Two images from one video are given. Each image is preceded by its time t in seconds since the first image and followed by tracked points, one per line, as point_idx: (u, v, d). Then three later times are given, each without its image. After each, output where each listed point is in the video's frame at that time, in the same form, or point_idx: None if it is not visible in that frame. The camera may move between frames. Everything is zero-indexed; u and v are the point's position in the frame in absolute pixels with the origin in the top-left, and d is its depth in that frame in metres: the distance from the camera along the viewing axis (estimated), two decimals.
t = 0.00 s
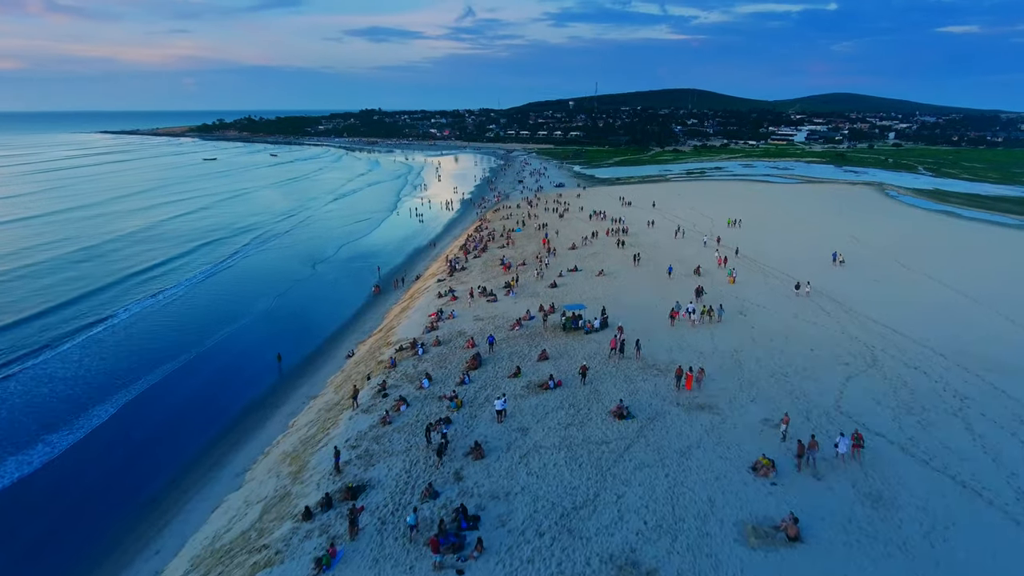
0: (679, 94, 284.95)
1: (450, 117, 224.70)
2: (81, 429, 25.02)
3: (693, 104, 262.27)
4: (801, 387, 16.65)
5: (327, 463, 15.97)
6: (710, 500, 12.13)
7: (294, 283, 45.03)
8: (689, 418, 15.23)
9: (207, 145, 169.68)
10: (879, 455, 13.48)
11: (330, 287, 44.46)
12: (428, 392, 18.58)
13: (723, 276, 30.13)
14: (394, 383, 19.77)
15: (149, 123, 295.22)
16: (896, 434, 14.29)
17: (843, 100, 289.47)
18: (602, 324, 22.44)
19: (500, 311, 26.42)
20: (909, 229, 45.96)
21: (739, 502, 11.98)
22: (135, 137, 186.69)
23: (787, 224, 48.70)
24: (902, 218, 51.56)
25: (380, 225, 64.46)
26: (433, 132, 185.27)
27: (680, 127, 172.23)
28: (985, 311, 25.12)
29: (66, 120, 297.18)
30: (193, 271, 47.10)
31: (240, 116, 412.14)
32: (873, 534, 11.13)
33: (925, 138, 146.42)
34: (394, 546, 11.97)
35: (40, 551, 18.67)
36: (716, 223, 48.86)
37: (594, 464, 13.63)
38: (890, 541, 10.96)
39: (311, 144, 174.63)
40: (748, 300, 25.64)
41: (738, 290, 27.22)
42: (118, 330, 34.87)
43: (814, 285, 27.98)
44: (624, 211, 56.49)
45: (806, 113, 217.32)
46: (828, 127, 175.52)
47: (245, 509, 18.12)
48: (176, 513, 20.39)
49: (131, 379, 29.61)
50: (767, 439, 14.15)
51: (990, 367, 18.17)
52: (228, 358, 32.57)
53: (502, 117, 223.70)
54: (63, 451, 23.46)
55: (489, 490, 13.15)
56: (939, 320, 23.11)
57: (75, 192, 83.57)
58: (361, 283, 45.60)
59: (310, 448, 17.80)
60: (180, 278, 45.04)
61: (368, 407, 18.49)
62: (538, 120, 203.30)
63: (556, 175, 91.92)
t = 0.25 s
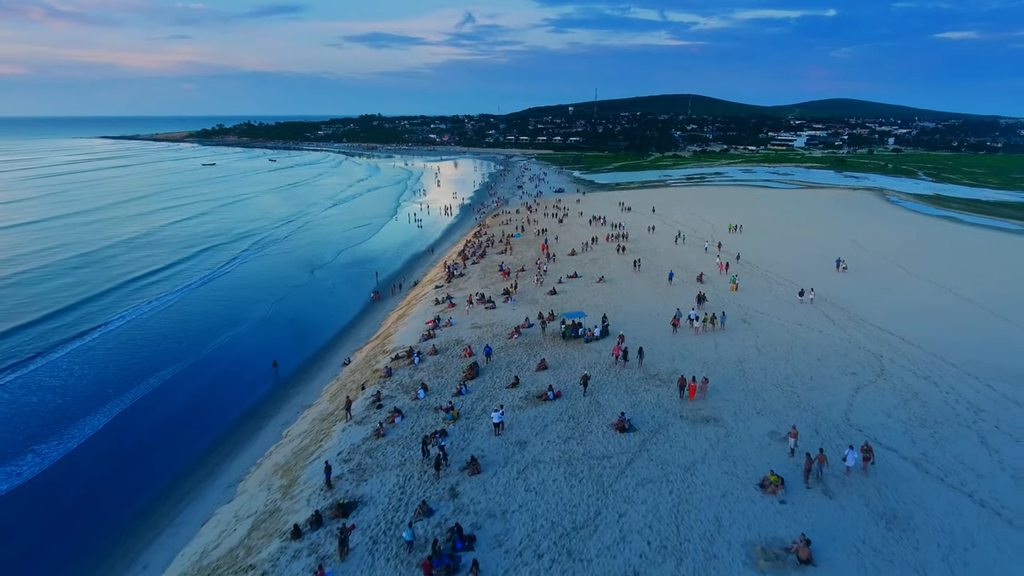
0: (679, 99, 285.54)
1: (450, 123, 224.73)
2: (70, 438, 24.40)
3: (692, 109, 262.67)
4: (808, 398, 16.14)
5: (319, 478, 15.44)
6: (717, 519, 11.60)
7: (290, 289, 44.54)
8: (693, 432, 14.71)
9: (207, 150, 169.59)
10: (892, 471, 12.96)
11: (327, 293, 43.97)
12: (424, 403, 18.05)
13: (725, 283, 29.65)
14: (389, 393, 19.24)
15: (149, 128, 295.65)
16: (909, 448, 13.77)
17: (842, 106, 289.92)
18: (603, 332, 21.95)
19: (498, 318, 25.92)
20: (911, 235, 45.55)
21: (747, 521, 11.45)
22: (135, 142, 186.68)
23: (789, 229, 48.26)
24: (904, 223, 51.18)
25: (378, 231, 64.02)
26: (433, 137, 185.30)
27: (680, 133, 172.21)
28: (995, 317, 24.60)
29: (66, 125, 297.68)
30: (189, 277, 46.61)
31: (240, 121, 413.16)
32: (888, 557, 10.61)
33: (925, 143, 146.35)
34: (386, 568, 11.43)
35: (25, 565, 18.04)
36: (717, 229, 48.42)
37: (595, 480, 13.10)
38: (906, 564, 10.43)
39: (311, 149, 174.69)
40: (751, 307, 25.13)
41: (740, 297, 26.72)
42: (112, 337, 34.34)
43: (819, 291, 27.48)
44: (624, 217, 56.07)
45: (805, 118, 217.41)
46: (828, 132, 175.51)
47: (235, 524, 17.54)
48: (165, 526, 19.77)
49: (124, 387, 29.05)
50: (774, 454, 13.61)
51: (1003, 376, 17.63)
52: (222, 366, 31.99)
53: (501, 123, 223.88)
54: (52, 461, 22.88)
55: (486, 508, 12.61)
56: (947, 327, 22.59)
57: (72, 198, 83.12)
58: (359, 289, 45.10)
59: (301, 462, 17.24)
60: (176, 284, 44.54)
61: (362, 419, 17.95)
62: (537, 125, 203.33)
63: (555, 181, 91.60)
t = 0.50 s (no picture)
0: (678, 104, 285.71)
1: (449, 127, 224.51)
2: (60, 448, 23.79)
3: (692, 114, 262.77)
4: (816, 410, 15.59)
5: (309, 493, 14.89)
6: (724, 539, 11.07)
7: (287, 294, 44.02)
8: (698, 445, 14.16)
9: (206, 155, 169.38)
10: (905, 487, 12.42)
11: (324, 298, 43.45)
12: (419, 414, 17.51)
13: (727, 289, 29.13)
14: (384, 404, 18.69)
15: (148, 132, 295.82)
16: (923, 463, 13.22)
17: (841, 110, 290.12)
18: (603, 340, 21.44)
19: (497, 325, 25.39)
20: (914, 240, 45.10)
21: (756, 542, 10.91)
22: (135, 146, 186.64)
23: (791, 234, 47.78)
24: (906, 228, 50.74)
25: (377, 235, 63.53)
26: (433, 141, 185.37)
27: (679, 137, 172.07)
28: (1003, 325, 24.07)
29: (66, 130, 297.91)
30: (185, 282, 46.10)
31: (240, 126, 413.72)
32: None
33: (925, 148, 146.09)
34: None
35: None
36: (718, 234, 47.94)
37: (596, 496, 12.55)
38: None
39: (311, 154, 174.46)
40: (755, 314, 24.60)
41: (744, 303, 26.20)
42: (106, 344, 33.80)
43: (823, 298, 26.96)
44: (624, 222, 55.59)
45: (804, 123, 217.31)
46: (826, 137, 175.40)
47: (224, 539, 16.95)
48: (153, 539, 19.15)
49: (116, 394, 28.47)
50: (782, 469, 13.08)
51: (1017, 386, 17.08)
52: (217, 373, 31.39)
53: (501, 128, 223.86)
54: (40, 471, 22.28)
55: (482, 525, 12.07)
56: (956, 335, 22.07)
57: (70, 202, 82.66)
58: (357, 294, 44.57)
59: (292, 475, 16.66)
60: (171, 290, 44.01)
61: (355, 430, 17.40)
62: (536, 130, 203.14)
63: (555, 185, 91.22)
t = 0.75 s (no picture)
0: (677, 109, 285.87)
1: (448, 132, 224.27)
2: (50, 458, 23.21)
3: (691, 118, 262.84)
4: (825, 422, 15.06)
5: (300, 508, 14.34)
6: (731, 561, 10.54)
7: (284, 299, 43.48)
8: (703, 459, 13.62)
9: (205, 159, 169.04)
10: (920, 504, 11.90)
11: (321, 303, 42.94)
12: (415, 425, 16.97)
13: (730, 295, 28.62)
14: (379, 414, 18.15)
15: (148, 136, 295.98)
16: (938, 479, 12.69)
17: (840, 115, 290.35)
18: (604, 348, 20.92)
19: (495, 332, 24.85)
20: (917, 245, 44.63)
21: (766, 564, 10.39)
22: (134, 151, 186.34)
23: (792, 239, 47.32)
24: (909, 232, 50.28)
25: (375, 240, 63.02)
26: (432, 145, 185.01)
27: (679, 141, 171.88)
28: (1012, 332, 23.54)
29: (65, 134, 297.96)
30: (181, 287, 45.58)
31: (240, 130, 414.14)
32: None
33: (925, 152, 145.90)
34: None
35: None
36: (719, 239, 47.47)
37: (598, 513, 12.01)
38: None
39: (310, 158, 174.14)
40: (759, 321, 24.09)
41: (747, 310, 25.69)
42: (99, 351, 33.26)
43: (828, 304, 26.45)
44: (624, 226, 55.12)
45: (804, 127, 217.16)
46: (826, 141, 175.38)
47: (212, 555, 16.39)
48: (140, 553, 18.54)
49: (109, 402, 27.92)
50: (792, 485, 12.55)
51: None
52: (212, 380, 30.82)
53: (501, 130, 223.53)
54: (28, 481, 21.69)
55: (478, 545, 11.53)
56: (966, 343, 21.54)
57: (67, 207, 82.17)
58: (354, 299, 44.06)
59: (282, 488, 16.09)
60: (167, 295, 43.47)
61: (348, 441, 16.85)
62: (536, 134, 202.97)
63: (555, 189, 90.88)
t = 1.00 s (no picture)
0: (676, 113, 285.96)
1: (447, 135, 224.18)
2: (40, 467, 22.63)
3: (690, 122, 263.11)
4: (834, 433, 14.54)
5: (289, 523, 13.81)
6: None
7: (280, 304, 43.00)
8: (707, 473, 13.09)
9: (204, 162, 168.64)
10: (936, 521, 11.39)
11: (318, 308, 42.43)
12: (409, 436, 16.43)
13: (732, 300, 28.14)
14: (373, 424, 17.62)
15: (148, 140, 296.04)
16: (954, 494, 12.17)
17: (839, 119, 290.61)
18: (604, 355, 20.42)
19: (493, 338, 24.35)
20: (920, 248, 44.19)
21: None
22: (133, 155, 186.17)
23: (793, 243, 46.89)
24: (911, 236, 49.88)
25: (373, 244, 62.54)
26: (432, 149, 184.77)
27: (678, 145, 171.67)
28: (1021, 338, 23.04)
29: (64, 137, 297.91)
30: (176, 292, 45.08)
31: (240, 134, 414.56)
32: None
33: (925, 156, 145.69)
34: None
35: None
36: (720, 242, 47.04)
37: (600, 531, 11.49)
38: None
39: (309, 161, 173.72)
40: (762, 327, 23.60)
41: (750, 315, 25.21)
42: (93, 357, 32.71)
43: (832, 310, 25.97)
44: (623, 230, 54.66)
45: (803, 131, 217.13)
46: (825, 145, 175.33)
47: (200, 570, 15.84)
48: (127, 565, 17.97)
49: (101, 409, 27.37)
50: (801, 500, 12.03)
51: None
52: (206, 386, 30.25)
53: (500, 134, 223.73)
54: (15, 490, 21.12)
55: (474, 565, 11.01)
56: (974, 350, 21.05)
57: (64, 211, 81.71)
58: (351, 303, 43.57)
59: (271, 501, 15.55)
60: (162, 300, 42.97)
61: (341, 452, 16.31)
62: (535, 138, 202.82)
63: (554, 193, 90.54)
